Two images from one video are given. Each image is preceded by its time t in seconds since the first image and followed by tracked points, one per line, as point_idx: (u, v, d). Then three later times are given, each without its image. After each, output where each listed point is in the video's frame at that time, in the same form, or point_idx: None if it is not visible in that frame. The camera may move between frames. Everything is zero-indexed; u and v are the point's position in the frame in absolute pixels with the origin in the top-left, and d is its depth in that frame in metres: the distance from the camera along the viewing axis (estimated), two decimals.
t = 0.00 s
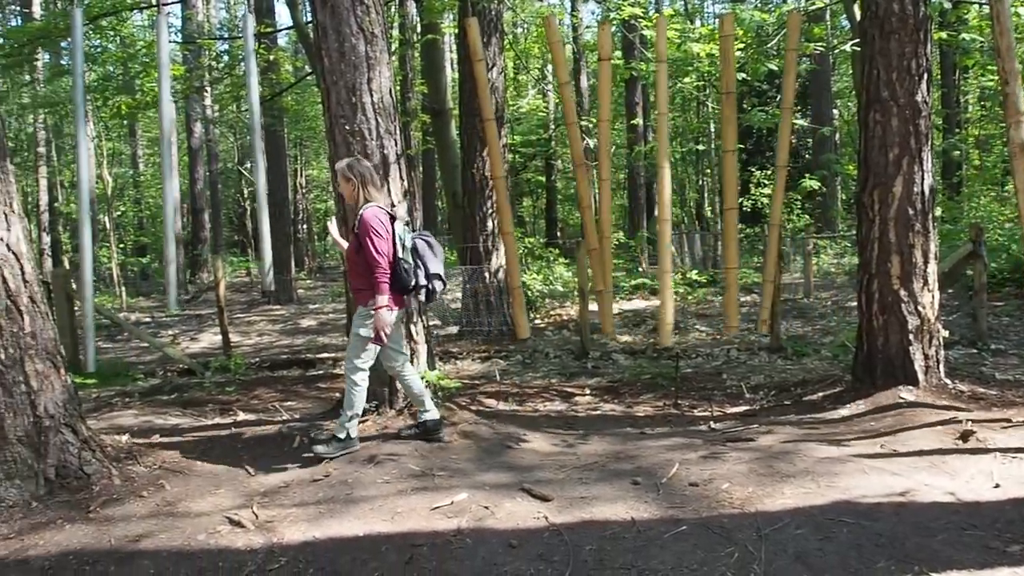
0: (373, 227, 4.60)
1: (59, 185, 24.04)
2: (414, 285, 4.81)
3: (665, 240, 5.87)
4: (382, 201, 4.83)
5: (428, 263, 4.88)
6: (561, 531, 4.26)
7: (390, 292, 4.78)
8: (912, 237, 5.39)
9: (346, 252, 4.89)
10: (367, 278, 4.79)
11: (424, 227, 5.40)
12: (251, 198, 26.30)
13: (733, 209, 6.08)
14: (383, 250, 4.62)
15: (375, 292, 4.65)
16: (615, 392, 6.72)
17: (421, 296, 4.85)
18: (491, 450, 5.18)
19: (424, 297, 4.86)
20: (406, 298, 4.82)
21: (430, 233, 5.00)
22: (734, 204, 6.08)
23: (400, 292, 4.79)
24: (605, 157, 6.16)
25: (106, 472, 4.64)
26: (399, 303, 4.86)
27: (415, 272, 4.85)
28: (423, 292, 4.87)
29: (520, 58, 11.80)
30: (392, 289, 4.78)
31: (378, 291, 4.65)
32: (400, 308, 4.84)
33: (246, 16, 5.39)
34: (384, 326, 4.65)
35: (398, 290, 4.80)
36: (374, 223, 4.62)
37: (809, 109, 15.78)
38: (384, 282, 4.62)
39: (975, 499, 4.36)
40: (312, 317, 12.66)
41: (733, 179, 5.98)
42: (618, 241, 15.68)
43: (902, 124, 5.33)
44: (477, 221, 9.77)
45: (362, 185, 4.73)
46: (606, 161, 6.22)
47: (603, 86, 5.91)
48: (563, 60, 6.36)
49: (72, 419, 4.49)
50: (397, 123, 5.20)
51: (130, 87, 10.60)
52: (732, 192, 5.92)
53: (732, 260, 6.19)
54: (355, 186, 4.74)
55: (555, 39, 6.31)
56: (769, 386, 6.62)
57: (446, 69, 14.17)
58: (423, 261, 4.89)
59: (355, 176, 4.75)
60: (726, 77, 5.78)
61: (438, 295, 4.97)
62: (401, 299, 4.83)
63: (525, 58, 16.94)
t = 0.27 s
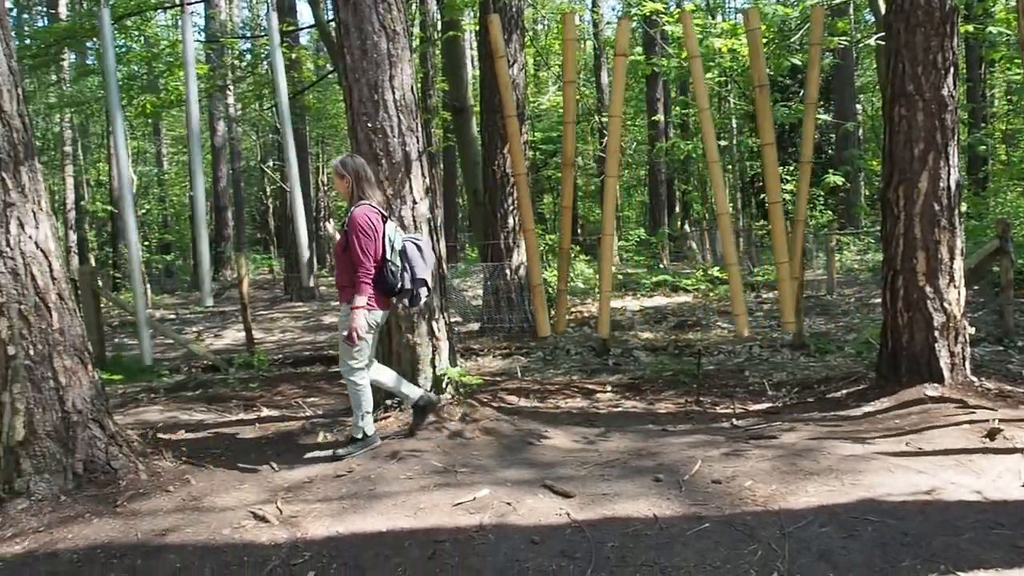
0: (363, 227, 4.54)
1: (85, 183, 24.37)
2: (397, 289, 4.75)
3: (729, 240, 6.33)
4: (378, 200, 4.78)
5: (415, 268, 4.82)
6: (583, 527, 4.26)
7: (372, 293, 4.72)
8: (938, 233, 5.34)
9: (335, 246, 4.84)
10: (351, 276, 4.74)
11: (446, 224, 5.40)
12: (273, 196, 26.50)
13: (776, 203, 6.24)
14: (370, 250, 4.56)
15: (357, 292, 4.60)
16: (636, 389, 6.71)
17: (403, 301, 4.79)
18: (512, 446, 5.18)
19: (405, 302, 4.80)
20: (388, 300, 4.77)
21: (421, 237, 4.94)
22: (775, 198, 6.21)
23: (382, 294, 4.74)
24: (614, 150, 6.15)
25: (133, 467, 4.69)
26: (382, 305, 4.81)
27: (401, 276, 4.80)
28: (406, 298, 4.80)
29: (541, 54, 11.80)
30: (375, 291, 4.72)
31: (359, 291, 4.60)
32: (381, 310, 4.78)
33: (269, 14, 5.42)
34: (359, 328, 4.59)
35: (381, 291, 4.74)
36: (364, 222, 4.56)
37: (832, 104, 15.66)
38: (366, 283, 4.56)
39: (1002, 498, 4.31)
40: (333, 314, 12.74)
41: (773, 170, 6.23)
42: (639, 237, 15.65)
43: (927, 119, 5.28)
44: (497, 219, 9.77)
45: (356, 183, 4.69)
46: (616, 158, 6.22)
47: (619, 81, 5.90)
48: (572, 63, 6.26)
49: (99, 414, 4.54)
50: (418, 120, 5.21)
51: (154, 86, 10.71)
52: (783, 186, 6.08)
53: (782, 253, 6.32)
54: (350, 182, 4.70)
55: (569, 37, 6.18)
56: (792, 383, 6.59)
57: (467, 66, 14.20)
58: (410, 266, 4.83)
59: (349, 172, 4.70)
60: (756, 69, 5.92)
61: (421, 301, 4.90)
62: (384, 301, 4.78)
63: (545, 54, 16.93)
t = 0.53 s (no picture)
0: (359, 222, 4.62)
1: (105, 180, 24.58)
2: (396, 285, 4.79)
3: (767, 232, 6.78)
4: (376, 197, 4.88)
5: (416, 263, 4.85)
6: (601, 523, 4.26)
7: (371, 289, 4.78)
8: (959, 228, 5.30)
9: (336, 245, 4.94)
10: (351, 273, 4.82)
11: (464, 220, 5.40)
12: (290, 193, 26.62)
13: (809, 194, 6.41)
14: (367, 246, 4.63)
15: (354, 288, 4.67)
16: (654, 385, 6.71)
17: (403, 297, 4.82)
18: (530, 442, 5.19)
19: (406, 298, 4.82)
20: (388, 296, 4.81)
21: (422, 234, 4.98)
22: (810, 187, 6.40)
23: (382, 290, 4.79)
24: (630, 147, 6.16)
25: (154, 462, 4.72)
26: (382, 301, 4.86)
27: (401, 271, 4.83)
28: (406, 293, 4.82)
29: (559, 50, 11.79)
30: (374, 287, 4.77)
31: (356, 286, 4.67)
32: (381, 306, 4.82)
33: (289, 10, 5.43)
34: (354, 323, 4.66)
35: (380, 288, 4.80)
36: (360, 218, 4.64)
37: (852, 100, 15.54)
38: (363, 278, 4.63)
39: None
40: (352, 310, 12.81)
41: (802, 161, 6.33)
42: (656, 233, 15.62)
43: (949, 113, 5.24)
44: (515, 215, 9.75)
45: (352, 181, 4.81)
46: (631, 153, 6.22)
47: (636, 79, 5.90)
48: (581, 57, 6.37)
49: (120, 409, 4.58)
50: (437, 116, 5.22)
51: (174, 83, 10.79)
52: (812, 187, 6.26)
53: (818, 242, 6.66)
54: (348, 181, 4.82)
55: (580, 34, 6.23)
56: (811, 379, 6.56)
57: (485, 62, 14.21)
58: (411, 261, 4.86)
59: (345, 170, 4.82)
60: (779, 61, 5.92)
61: (424, 297, 4.91)
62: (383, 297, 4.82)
63: (562, 50, 16.91)
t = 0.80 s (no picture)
0: (355, 224, 4.58)
1: (122, 178, 24.76)
2: (394, 286, 4.75)
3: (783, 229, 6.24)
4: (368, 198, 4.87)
5: (412, 264, 4.82)
6: (617, 520, 4.24)
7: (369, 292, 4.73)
8: (979, 224, 5.25)
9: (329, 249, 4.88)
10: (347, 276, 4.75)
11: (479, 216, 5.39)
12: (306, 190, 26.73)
13: (826, 190, 5.98)
14: (366, 247, 4.58)
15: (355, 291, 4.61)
16: (669, 381, 6.69)
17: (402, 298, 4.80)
18: (545, 439, 5.18)
19: (404, 299, 4.79)
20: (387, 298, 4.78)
21: (414, 233, 4.97)
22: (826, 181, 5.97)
23: (380, 292, 4.75)
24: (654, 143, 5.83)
25: (171, 457, 4.75)
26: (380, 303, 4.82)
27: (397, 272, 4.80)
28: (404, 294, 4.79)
29: (575, 45, 11.75)
30: (372, 289, 4.73)
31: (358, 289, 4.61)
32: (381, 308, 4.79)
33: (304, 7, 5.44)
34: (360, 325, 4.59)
35: (378, 289, 4.75)
36: (356, 220, 4.59)
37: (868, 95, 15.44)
38: (365, 280, 4.57)
39: None
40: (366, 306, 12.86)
41: (821, 155, 5.96)
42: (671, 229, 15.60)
43: (968, 108, 5.19)
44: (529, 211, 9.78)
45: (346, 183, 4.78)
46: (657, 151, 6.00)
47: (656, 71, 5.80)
48: (595, 50, 6.25)
49: (138, 404, 4.60)
50: (452, 112, 5.21)
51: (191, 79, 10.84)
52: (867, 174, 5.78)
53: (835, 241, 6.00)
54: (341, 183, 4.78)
55: (594, 27, 6.14)
56: (828, 376, 6.53)
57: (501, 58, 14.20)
58: (407, 262, 4.83)
59: (338, 174, 4.80)
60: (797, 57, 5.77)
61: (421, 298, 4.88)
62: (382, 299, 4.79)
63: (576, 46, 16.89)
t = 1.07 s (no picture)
0: (343, 222, 4.63)
1: (139, 176, 24.96)
2: (378, 285, 4.84)
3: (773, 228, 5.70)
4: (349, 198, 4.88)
5: (393, 263, 4.93)
6: (633, 518, 4.24)
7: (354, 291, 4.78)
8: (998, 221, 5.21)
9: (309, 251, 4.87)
10: (332, 277, 4.77)
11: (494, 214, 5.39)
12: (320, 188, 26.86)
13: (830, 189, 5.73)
14: (351, 246, 4.65)
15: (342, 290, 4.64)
16: (685, 379, 6.67)
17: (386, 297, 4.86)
18: (561, 437, 5.18)
19: (388, 298, 4.87)
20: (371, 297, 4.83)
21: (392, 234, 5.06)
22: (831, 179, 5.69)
23: (364, 291, 4.80)
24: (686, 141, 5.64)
25: (188, 454, 4.78)
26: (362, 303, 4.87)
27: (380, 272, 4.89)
28: (388, 293, 4.88)
29: (590, 43, 11.76)
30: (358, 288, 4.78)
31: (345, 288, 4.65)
32: (365, 308, 4.83)
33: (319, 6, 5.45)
34: (352, 322, 4.62)
35: (362, 289, 4.80)
36: (342, 218, 4.65)
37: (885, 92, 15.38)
38: (353, 278, 4.62)
39: None
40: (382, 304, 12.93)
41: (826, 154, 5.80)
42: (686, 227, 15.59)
43: (987, 104, 5.15)
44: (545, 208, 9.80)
45: (329, 182, 4.76)
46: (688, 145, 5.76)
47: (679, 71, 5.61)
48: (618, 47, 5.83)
49: (156, 401, 4.63)
50: (467, 110, 5.22)
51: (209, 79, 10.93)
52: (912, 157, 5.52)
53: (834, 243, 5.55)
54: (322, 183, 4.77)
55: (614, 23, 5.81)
56: (845, 375, 6.50)
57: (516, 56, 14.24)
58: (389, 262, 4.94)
59: (319, 174, 4.79)
60: (809, 56, 5.69)
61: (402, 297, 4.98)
62: (365, 298, 4.84)
63: (590, 44, 16.90)
